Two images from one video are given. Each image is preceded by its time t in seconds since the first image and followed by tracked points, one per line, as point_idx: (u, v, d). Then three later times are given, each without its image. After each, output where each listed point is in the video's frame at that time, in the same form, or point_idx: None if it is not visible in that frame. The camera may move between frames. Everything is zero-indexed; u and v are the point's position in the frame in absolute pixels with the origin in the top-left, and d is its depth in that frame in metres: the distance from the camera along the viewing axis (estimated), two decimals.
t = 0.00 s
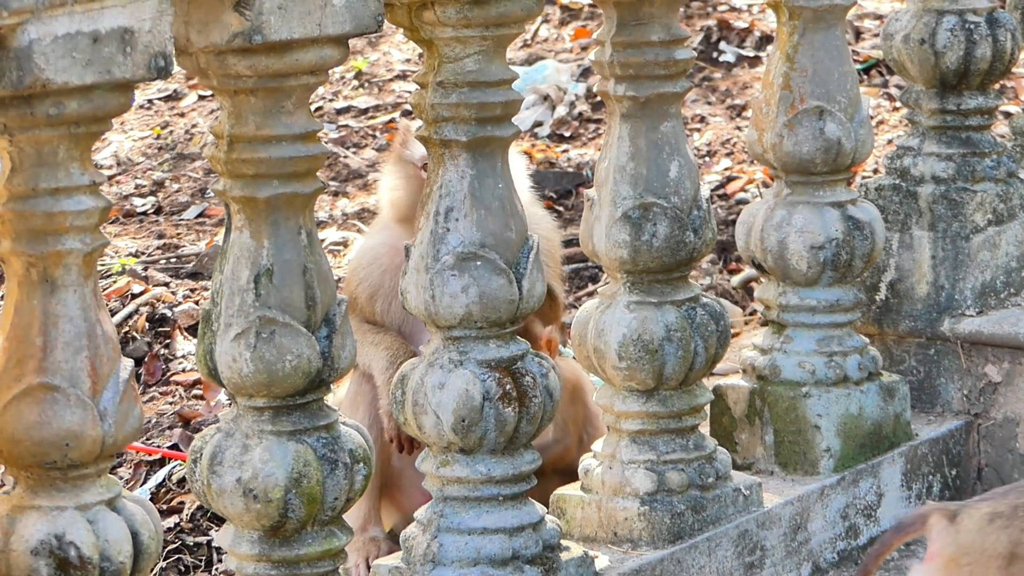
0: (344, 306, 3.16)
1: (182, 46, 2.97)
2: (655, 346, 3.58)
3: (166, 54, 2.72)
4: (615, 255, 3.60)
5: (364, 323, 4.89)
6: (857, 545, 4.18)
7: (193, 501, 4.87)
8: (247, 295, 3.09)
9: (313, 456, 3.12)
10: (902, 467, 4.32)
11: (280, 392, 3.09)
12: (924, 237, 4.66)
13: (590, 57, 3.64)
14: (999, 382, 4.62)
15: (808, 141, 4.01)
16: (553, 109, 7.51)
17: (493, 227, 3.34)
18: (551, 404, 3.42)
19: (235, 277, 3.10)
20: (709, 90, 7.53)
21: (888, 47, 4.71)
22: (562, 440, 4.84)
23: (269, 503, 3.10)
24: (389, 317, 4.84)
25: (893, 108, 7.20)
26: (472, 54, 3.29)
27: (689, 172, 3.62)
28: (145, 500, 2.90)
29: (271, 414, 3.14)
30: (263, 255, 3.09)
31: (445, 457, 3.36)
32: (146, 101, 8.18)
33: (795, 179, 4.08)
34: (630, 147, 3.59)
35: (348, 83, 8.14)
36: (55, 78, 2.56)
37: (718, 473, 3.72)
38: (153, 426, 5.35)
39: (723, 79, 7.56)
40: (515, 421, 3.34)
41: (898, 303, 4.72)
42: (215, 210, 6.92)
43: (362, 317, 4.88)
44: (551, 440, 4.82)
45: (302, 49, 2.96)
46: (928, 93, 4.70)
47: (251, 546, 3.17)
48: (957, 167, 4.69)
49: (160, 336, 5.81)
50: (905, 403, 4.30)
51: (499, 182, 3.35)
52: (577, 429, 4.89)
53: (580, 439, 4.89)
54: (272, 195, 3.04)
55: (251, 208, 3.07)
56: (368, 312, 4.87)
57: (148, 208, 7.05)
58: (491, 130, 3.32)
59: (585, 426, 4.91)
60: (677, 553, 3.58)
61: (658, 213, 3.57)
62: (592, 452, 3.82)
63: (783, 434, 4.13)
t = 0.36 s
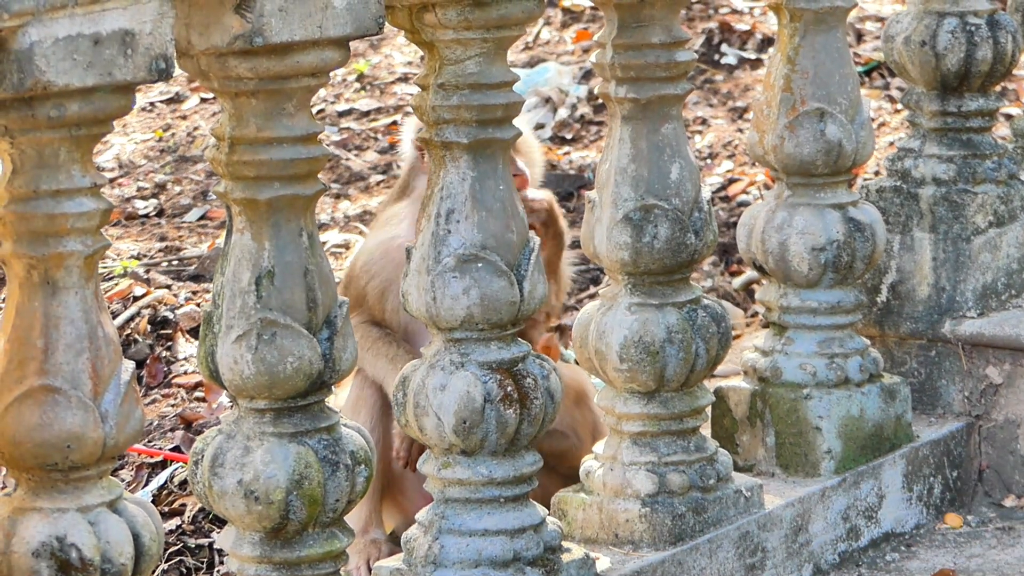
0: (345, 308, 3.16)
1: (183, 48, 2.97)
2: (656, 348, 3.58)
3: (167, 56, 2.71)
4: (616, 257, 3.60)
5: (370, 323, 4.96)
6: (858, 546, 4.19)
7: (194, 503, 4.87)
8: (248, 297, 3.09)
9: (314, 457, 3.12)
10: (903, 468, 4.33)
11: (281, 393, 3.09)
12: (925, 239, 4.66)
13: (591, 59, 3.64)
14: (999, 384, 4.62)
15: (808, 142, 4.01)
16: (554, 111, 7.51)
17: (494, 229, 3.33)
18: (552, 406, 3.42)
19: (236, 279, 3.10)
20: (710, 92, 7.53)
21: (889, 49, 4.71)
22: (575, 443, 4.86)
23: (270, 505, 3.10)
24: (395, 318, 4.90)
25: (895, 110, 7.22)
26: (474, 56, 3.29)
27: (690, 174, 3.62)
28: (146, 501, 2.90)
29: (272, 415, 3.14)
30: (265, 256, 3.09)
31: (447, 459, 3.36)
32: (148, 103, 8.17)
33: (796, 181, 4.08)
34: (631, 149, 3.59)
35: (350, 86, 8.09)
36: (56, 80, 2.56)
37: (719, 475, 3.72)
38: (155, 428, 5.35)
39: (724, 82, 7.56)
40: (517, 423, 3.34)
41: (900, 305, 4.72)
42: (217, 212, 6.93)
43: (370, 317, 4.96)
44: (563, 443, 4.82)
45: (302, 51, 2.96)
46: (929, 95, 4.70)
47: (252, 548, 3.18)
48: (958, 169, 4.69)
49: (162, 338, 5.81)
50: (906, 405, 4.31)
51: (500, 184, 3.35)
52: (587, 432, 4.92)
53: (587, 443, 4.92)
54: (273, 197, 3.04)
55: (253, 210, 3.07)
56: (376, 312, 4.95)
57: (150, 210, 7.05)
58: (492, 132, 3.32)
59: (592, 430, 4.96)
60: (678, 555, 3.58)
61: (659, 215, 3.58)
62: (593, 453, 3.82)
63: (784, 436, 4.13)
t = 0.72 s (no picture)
0: (342, 309, 3.16)
1: (179, 50, 2.97)
2: (653, 349, 3.58)
3: (163, 57, 2.71)
4: (613, 258, 3.60)
5: (395, 330, 4.77)
6: (855, 547, 4.18)
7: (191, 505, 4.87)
8: (245, 299, 3.09)
9: (311, 459, 3.12)
10: (901, 469, 4.33)
11: (278, 395, 3.09)
12: (922, 239, 4.66)
13: (587, 60, 3.64)
14: (997, 384, 4.63)
15: (805, 143, 4.01)
16: (552, 113, 7.52)
17: (491, 230, 3.33)
18: (550, 407, 3.42)
19: (233, 281, 3.10)
20: (707, 93, 7.53)
21: (886, 49, 4.71)
22: (570, 439, 4.86)
23: (267, 507, 3.10)
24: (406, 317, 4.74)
25: (892, 110, 7.25)
26: (470, 57, 3.28)
27: (686, 174, 3.63)
28: (144, 503, 2.90)
29: (269, 417, 3.14)
30: (261, 257, 3.09)
31: (443, 461, 3.36)
32: (145, 105, 8.16)
33: (793, 182, 4.08)
34: (627, 150, 3.59)
35: (347, 87, 8.11)
36: (52, 82, 2.56)
37: (716, 475, 3.72)
38: (152, 430, 5.35)
39: (721, 82, 7.56)
40: (514, 424, 3.34)
41: (897, 306, 4.70)
42: (215, 213, 6.92)
43: (396, 323, 4.75)
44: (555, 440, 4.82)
45: (299, 52, 2.96)
46: (925, 96, 4.71)
47: (249, 550, 3.17)
48: (955, 169, 4.69)
49: (159, 340, 5.80)
50: (903, 405, 4.31)
51: (497, 185, 3.34)
52: (581, 430, 4.91)
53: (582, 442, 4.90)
54: (269, 198, 3.04)
55: (249, 211, 3.06)
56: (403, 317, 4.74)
57: (147, 212, 7.04)
58: (489, 133, 3.31)
59: (587, 427, 4.93)
60: (675, 556, 3.58)
61: (656, 216, 3.58)
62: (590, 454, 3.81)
63: (781, 437, 4.13)
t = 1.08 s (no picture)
0: (344, 313, 3.16)
1: (181, 54, 2.97)
2: (655, 354, 3.57)
3: (166, 62, 2.71)
4: (615, 263, 3.60)
5: (398, 338, 4.81)
6: (857, 552, 4.18)
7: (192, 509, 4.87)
8: (247, 303, 3.09)
9: (312, 463, 3.12)
10: (902, 475, 4.32)
11: (280, 399, 3.09)
12: (924, 244, 4.66)
13: (590, 64, 3.64)
14: (998, 390, 4.63)
15: (807, 148, 4.01)
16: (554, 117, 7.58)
17: (493, 235, 3.33)
18: (551, 412, 3.42)
19: (235, 285, 3.10)
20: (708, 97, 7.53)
21: (888, 54, 4.71)
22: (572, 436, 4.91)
23: (269, 511, 3.10)
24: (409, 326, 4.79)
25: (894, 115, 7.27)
26: (472, 62, 3.28)
27: (689, 179, 3.63)
28: (145, 507, 2.89)
29: (271, 421, 3.14)
30: (263, 262, 3.09)
31: (445, 465, 3.36)
32: (146, 108, 8.16)
33: (795, 187, 4.08)
34: (630, 155, 3.59)
35: (349, 90, 8.16)
36: (54, 86, 2.56)
37: (718, 480, 3.72)
38: (154, 433, 5.35)
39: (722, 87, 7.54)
40: (515, 429, 3.34)
41: (898, 311, 4.71)
42: (216, 216, 6.93)
43: (399, 331, 4.80)
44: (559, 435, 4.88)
45: (301, 57, 2.96)
46: (928, 101, 4.69)
47: (250, 554, 3.17)
48: (957, 175, 4.68)
49: (161, 343, 5.81)
50: (905, 411, 4.31)
51: (499, 190, 3.34)
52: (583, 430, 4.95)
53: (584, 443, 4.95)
54: (272, 203, 3.03)
55: (251, 216, 3.06)
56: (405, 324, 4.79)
57: (149, 216, 7.04)
58: (491, 138, 3.31)
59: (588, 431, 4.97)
60: (676, 561, 3.58)
61: (658, 221, 3.58)
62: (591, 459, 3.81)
63: (782, 442, 4.13)
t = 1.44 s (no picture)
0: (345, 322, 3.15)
1: (183, 62, 2.96)
2: (655, 363, 3.58)
3: (168, 69, 2.71)
4: (615, 272, 3.60)
5: (394, 350, 5.00)
6: (857, 562, 4.19)
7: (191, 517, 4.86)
8: (247, 311, 3.08)
9: (313, 472, 3.12)
10: (902, 484, 4.32)
11: (280, 407, 3.09)
12: (924, 254, 4.66)
13: (591, 73, 3.63)
14: (998, 400, 4.62)
15: (808, 158, 4.02)
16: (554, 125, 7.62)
17: (494, 243, 3.33)
18: (551, 421, 3.42)
19: (235, 293, 3.09)
20: (709, 105, 7.62)
21: (889, 64, 4.73)
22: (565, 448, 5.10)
23: (268, 519, 3.09)
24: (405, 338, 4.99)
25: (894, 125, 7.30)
26: (473, 70, 3.27)
27: (690, 189, 3.63)
28: (145, 515, 2.89)
29: (271, 429, 3.13)
30: (264, 270, 3.08)
31: (445, 474, 3.35)
32: (146, 113, 8.14)
33: (795, 197, 4.08)
34: (631, 164, 3.59)
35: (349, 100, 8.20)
36: (56, 93, 2.55)
37: (718, 490, 3.72)
38: (153, 441, 5.35)
39: (723, 95, 7.64)
40: (515, 437, 3.34)
41: (899, 320, 4.70)
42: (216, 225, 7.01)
43: (396, 343, 5.00)
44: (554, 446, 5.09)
45: (303, 65, 2.96)
46: (928, 110, 4.71)
47: (250, 562, 3.16)
48: (958, 184, 4.69)
49: (160, 350, 5.80)
50: (905, 420, 4.31)
51: (500, 199, 3.34)
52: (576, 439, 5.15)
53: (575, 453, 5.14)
54: (272, 211, 3.03)
55: (252, 223, 3.06)
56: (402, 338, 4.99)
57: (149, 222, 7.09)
58: (492, 146, 3.30)
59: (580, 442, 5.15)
60: (677, 570, 3.58)
61: (658, 229, 3.57)
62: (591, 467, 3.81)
63: (783, 451, 4.13)
